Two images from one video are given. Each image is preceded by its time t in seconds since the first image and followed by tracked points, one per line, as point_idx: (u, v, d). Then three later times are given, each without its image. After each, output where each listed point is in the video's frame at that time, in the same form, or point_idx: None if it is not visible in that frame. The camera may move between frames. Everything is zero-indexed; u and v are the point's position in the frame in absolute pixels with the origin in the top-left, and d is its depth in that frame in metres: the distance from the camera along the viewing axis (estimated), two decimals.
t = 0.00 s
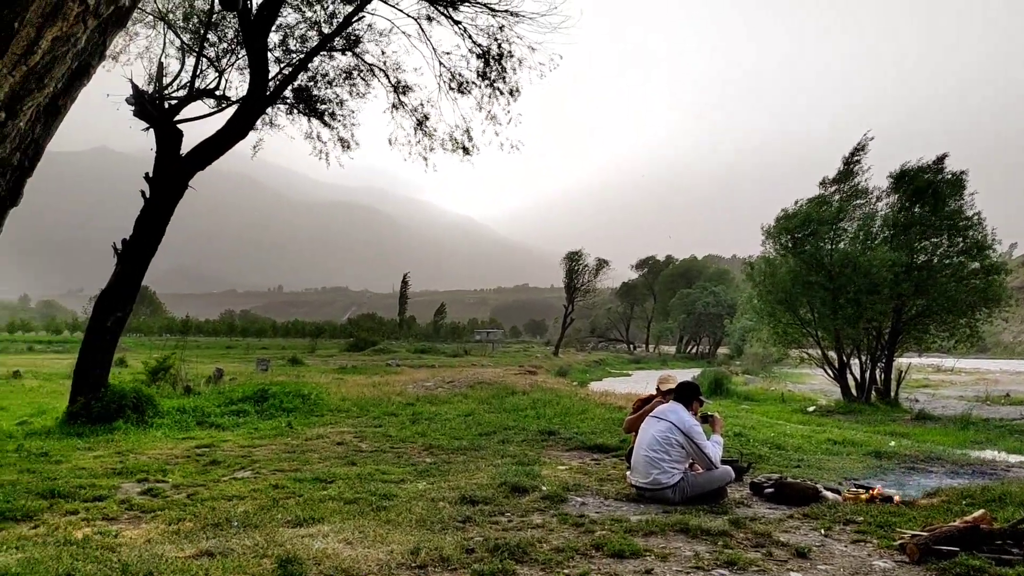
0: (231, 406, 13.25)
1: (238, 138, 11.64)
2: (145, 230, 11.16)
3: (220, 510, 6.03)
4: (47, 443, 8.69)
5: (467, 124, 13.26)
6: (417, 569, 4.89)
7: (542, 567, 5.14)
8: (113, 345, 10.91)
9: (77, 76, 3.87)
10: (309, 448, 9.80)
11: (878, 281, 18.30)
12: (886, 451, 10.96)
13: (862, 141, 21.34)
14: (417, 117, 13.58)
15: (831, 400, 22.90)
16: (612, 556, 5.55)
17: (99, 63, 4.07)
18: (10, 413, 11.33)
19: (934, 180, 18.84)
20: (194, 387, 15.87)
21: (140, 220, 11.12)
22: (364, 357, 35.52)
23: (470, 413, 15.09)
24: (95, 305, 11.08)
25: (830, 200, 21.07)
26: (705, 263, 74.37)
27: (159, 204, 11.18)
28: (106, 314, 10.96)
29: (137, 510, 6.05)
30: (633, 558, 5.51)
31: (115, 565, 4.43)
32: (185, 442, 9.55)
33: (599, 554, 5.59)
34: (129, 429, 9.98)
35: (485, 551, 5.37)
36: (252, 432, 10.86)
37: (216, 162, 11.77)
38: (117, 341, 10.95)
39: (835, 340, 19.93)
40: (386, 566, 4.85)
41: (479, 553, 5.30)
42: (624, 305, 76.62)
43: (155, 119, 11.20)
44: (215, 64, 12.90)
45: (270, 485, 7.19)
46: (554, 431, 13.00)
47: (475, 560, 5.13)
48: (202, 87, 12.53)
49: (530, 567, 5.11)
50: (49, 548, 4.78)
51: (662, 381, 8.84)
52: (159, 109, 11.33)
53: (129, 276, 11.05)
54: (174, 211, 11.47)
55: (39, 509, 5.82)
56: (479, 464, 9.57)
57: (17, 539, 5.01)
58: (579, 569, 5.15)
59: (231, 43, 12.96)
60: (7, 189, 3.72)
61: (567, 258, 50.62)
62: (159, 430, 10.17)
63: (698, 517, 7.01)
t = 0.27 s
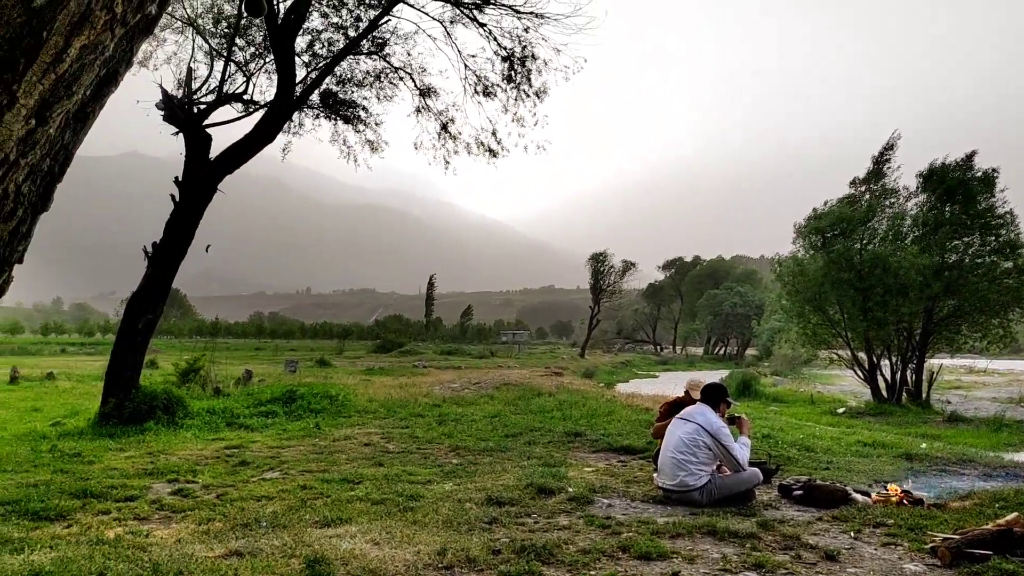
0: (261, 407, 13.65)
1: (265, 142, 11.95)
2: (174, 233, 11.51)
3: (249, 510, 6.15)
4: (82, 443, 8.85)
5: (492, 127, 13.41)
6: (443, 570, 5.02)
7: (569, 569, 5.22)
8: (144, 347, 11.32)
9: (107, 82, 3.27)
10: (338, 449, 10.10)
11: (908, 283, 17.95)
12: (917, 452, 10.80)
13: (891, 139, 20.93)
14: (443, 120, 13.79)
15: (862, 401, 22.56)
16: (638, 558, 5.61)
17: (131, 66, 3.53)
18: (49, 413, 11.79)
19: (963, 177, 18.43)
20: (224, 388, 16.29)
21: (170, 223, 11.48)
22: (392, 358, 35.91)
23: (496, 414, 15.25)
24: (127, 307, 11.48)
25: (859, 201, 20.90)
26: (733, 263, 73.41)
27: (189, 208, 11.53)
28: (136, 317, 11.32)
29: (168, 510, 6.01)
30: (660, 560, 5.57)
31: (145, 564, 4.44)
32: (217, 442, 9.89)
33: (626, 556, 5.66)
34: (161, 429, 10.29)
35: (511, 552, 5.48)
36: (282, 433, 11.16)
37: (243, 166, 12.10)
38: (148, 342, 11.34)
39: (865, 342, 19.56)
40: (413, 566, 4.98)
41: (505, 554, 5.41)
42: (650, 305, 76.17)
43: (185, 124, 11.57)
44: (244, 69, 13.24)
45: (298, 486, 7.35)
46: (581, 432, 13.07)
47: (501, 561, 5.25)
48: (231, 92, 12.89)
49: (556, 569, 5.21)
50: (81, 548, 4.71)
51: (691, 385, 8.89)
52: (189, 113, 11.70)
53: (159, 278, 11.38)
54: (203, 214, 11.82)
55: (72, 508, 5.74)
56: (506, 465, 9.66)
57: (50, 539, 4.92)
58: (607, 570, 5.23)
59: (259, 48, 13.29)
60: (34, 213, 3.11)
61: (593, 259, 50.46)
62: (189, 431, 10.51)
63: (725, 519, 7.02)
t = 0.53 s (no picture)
0: (288, 407, 13.94)
1: (291, 145, 12.23)
2: (203, 235, 11.84)
3: (276, 510, 6.30)
4: (113, 444, 9.11)
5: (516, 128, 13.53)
6: (469, 570, 5.08)
7: (595, 569, 5.26)
8: (173, 348, 11.64)
9: (133, 89, 3.82)
10: (364, 449, 10.26)
11: (939, 283, 17.54)
12: (950, 453, 10.56)
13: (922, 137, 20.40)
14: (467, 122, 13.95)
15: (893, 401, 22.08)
16: (665, 559, 5.61)
17: (150, 76, 4.02)
18: (79, 413, 12.15)
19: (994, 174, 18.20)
20: (252, 389, 16.59)
21: (199, 225, 11.81)
22: (417, 359, 36.20)
23: (522, 414, 15.29)
24: (157, 308, 11.84)
25: (889, 199, 20.47)
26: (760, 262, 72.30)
27: (216, 211, 11.84)
28: (166, 318, 11.66)
29: (197, 510, 6.17)
30: (687, 561, 5.56)
31: (175, 562, 4.57)
32: (245, 442, 10.12)
33: (653, 557, 5.66)
34: (190, 429, 10.57)
35: (537, 552, 5.53)
36: (309, 434, 11.37)
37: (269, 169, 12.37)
38: (177, 343, 11.66)
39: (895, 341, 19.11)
40: (439, 566, 5.06)
41: (531, 555, 5.46)
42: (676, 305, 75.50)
43: (213, 127, 11.82)
44: (270, 71, 13.50)
45: (326, 486, 7.51)
46: (606, 433, 13.03)
47: (527, 561, 5.30)
48: (258, 95, 13.17)
49: (582, 570, 5.24)
50: (113, 546, 4.83)
51: (718, 388, 8.83)
52: (217, 117, 11.95)
53: (187, 280, 11.71)
54: (231, 217, 12.13)
55: (103, 508, 5.87)
56: (531, 466, 9.67)
57: (83, 537, 5.06)
58: (633, 571, 5.24)
59: (284, 51, 13.54)
60: (63, 213, 3.65)
61: (617, 259, 50.14)
62: (218, 431, 10.78)
63: (753, 521, 6.94)
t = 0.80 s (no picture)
0: (315, 407, 14.19)
1: (316, 147, 12.45)
2: (230, 236, 12.11)
3: (304, 509, 6.45)
4: (143, 443, 9.36)
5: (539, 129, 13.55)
6: (494, 570, 5.15)
7: (621, 569, 5.29)
8: (201, 347, 11.93)
9: (156, 92, 3.02)
10: (390, 448, 10.39)
11: (973, 278, 17.25)
12: (981, 455, 10.35)
13: (954, 135, 19.88)
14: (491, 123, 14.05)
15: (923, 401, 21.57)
16: (691, 559, 5.61)
17: (175, 78, 3.16)
18: (108, 413, 12.47)
19: None
20: (280, 388, 16.89)
21: (226, 226, 12.08)
22: (443, 358, 36.47)
23: (547, 414, 15.32)
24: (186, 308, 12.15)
25: (917, 196, 20.06)
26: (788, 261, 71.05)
27: (243, 212, 12.11)
28: (195, 318, 11.96)
29: (224, 508, 6.35)
30: (713, 561, 5.55)
31: (203, 560, 4.72)
32: (273, 441, 10.33)
33: (679, 557, 5.66)
34: (218, 429, 10.83)
35: (562, 552, 5.57)
36: (336, 433, 11.55)
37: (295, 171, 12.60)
38: (205, 343, 11.96)
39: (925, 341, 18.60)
40: (463, 566, 5.14)
41: (556, 554, 5.52)
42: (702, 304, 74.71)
43: (240, 129, 12.08)
44: (296, 74, 13.74)
45: (353, 485, 7.65)
46: (632, 433, 12.98)
47: (552, 561, 5.35)
48: (284, 97, 13.42)
49: (606, 570, 5.27)
50: (142, 544, 4.99)
51: (745, 389, 8.77)
52: (244, 119, 12.22)
53: (215, 280, 12.02)
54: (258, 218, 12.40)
55: (133, 506, 6.06)
56: (556, 466, 9.70)
57: (113, 535, 5.22)
58: (659, 572, 5.26)
59: (310, 54, 13.76)
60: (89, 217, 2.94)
61: (642, 258, 49.75)
62: (245, 430, 11.03)
63: (780, 521, 6.89)
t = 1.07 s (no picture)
0: (338, 406, 14.31)
1: (338, 149, 12.54)
2: (253, 237, 12.26)
3: (326, 508, 6.49)
4: (169, 442, 9.51)
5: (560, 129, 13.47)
6: (515, 570, 5.12)
7: (643, 569, 5.23)
8: (225, 347, 12.11)
9: (175, 94, 3.11)
10: (411, 448, 10.42)
11: (999, 275, 16.71)
12: (1008, 454, 10.17)
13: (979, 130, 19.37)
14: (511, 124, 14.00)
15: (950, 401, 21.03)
16: (713, 559, 5.53)
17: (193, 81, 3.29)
18: (134, 413, 12.69)
19: None
20: (302, 388, 17.08)
21: (249, 227, 12.23)
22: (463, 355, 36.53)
23: (568, 414, 15.25)
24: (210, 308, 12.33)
25: (942, 194, 19.60)
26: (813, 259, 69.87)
27: (265, 213, 12.26)
28: (218, 318, 12.14)
29: (249, 507, 6.43)
30: (735, 562, 5.46)
31: (227, 558, 4.77)
32: (295, 441, 10.42)
33: (701, 557, 5.58)
34: (241, 428, 11.00)
35: (585, 551, 5.54)
36: (358, 433, 11.63)
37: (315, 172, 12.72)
38: (228, 343, 12.13)
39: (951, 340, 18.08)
40: (486, 565, 5.13)
41: (579, 554, 5.48)
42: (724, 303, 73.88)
43: (262, 130, 12.23)
44: (318, 75, 13.86)
45: (375, 483, 7.70)
46: (654, 433, 12.86)
47: (574, 561, 5.31)
48: (305, 98, 13.55)
49: (629, 570, 5.22)
50: (166, 543, 5.07)
51: (768, 388, 8.63)
52: (266, 120, 12.36)
53: (239, 281, 12.18)
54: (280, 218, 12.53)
55: (158, 505, 6.16)
56: (578, 465, 9.65)
57: (139, 533, 5.31)
58: (681, 572, 5.19)
59: (332, 55, 13.87)
60: (109, 220, 3.02)
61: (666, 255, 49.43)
62: (268, 429, 11.17)
63: (803, 521, 6.75)
